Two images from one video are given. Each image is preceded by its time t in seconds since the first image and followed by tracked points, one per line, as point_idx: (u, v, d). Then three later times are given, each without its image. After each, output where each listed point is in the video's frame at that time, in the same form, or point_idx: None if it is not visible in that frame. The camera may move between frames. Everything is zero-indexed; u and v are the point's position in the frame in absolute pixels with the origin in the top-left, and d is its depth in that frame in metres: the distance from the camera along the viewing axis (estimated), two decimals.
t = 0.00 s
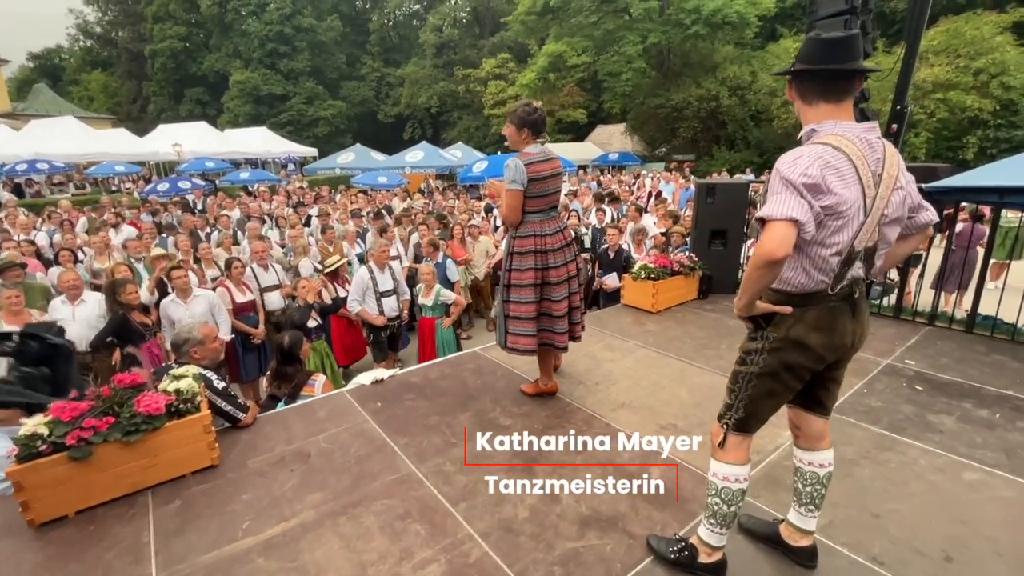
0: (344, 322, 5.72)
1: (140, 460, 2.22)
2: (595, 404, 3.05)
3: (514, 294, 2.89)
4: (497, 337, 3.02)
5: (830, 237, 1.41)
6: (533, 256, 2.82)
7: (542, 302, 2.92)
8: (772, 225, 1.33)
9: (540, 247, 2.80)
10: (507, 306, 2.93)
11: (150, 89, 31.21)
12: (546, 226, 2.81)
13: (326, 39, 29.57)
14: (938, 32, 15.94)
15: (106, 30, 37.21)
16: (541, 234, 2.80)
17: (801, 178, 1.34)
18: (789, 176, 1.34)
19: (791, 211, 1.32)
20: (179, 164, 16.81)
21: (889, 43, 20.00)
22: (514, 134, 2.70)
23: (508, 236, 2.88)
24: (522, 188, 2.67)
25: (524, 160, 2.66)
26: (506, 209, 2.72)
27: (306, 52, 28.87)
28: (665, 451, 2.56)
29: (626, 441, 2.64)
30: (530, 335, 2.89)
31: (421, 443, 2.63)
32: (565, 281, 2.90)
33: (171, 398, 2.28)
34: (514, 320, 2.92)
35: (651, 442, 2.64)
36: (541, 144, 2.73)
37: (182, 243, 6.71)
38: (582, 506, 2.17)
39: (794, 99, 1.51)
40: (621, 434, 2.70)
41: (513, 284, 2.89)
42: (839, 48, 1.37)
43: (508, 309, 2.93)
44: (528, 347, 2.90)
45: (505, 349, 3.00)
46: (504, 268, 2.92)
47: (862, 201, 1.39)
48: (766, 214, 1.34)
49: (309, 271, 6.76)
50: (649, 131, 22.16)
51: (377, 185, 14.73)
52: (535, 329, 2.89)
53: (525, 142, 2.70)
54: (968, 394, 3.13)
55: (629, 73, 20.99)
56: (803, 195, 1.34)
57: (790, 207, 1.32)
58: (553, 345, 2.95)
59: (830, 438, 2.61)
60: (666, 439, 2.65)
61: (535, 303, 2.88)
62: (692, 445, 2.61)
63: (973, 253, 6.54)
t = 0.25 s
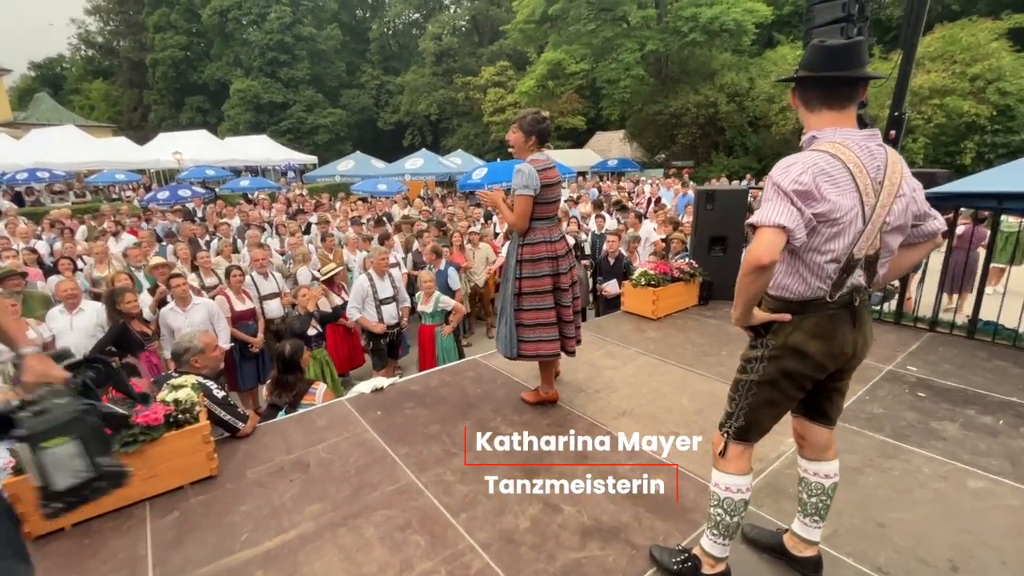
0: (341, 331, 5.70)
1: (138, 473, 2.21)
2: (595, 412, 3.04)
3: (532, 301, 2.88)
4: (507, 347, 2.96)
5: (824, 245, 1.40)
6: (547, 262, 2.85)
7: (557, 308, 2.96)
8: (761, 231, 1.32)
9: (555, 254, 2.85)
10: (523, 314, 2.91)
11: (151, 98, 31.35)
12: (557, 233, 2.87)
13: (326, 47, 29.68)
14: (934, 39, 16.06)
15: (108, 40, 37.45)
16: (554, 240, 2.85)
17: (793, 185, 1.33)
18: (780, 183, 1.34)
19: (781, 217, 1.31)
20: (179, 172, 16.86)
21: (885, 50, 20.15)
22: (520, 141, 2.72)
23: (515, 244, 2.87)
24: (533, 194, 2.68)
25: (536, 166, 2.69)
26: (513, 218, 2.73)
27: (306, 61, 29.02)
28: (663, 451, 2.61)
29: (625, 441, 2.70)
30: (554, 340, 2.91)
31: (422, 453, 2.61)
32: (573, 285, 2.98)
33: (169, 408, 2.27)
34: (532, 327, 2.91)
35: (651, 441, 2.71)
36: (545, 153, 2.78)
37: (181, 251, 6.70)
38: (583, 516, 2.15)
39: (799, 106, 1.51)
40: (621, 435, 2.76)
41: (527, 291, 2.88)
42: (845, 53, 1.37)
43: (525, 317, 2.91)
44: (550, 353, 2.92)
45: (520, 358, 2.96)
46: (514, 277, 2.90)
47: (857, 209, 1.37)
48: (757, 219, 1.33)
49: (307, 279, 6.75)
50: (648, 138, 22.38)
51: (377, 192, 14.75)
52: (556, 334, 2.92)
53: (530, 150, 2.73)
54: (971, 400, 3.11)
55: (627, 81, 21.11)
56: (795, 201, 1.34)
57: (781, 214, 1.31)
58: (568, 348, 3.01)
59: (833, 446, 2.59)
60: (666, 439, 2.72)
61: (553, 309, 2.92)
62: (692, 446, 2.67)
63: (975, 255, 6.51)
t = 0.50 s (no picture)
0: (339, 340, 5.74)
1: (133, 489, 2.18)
2: (594, 423, 3.03)
3: (535, 313, 2.88)
4: (512, 360, 2.93)
5: (818, 265, 1.40)
6: (549, 274, 2.86)
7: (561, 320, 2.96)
8: (753, 252, 1.32)
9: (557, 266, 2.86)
10: (526, 326, 2.90)
11: (151, 103, 31.45)
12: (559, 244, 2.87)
13: (326, 53, 29.69)
14: (930, 44, 16.11)
15: (108, 45, 37.54)
16: (555, 252, 2.85)
17: (785, 207, 1.34)
18: (774, 205, 1.34)
19: (774, 239, 1.31)
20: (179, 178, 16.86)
21: (882, 54, 20.24)
22: (518, 152, 2.69)
23: (515, 256, 2.87)
24: (534, 207, 2.67)
25: (537, 179, 2.68)
26: (509, 230, 2.73)
27: (306, 66, 29.11)
28: (664, 451, 2.73)
29: (627, 442, 2.81)
30: (558, 352, 2.91)
31: (419, 466, 2.60)
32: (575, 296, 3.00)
33: (166, 423, 2.27)
34: (537, 339, 2.90)
35: (653, 441, 2.83)
36: (544, 164, 2.77)
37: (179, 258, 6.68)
38: (581, 531, 2.14)
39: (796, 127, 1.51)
40: (622, 436, 2.86)
41: (529, 304, 2.88)
42: (843, 71, 1.37)
43: (530, 329, 2.90)
44: (556, 364, 2.92)
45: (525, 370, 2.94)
46: (516, 289, 2.89)
47: (851, 230, 1.37)
48: (749, 240, 1.33)
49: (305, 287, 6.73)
50: (648, 142, 22.49)
51: (376, 198, 14.76)
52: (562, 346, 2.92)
53: (529, 162, 2.72)
54: (970, 410, 3.11)
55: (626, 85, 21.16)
56: (787, 223, 1.34)
57: (774, 235, 1.32)
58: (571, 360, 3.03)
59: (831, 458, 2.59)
60: (666, 439, 2.83)
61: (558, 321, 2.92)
62: (691, 446, 2.77)
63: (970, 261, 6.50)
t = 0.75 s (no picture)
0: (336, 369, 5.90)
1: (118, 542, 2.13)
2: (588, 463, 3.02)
3: (522, 356, 2.91)
4: (503, 403, 2.97)
5: (798, 333, 1.47)
6: (536, 316, 2.88)
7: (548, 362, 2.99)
8: (733, 320, 1.41)
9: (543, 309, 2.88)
10: (513, 368, 2.92)
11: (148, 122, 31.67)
12: (544, 287, 2.88)
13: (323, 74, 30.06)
14: (914, 70, 16.50)
15: (107, 65, 37.87)
16: (542, 295, 2.87)
17: (765, 278, 1.41)
18: (753, 276, 1.42)
19: (752, 310, 1.39)
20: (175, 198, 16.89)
21: (870, 79, 20.68)
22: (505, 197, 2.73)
23: (504, 298, 2.90)
24: (518, 252, 2.71)
25: (523, 225, 2.72)
26: (487, 269, 2.69)
27: (303, 86, 29.42)
28: (664, 453, 3.13)
29: (628, 445, 3.22)
30: (545, 395, 2.92)
31: (412, 511, 2.58)
32: (563, 339, 3.00)
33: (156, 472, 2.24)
34: (525, 383, 2.92)
35: (652, 441, 3.28)
36: (533, 206, 2.78)
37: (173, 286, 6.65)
38: None
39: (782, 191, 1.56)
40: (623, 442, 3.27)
41: (517, 346, 2.91)
42: (827, 145, 1.47)
43: (517, 372, 2.93)
44: (543, 408, 2.93)
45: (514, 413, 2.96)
46: (505, 331, 2.93)
47: (829, 299, 1.44)
48: (729, 308, 1.42)
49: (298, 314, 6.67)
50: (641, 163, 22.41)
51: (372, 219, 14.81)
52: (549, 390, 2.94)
53: (518, 205, 2.74)
54: (961, 449, 3.13)
55: (620, 108, 21.49)
56: (766, 292, 1.41)
57: (751, 307, 1.40)
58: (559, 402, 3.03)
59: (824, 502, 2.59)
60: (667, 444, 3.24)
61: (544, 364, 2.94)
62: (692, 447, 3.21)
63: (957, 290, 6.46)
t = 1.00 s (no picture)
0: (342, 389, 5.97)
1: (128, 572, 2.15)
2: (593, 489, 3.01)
3: (513, 381, 2.93)
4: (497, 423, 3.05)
5: (796, 375, 1.55)
6: (527, 344, 2.88)
7: (539, 390, 2.97)
8: (725, 359, 1.51)
9: (533, 337, 2.87)
10: (506, 393, 2.96)
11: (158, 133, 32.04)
12: (537, 316, 2.88)
13: (330, 85, 30.33)
14: (921, 79, 16.44)
15: (118, 76, 38.41)
16: (533, 323, 2.87)
17: (757, 319, 1.50)
18: (747, 316, 1.51)
19: (743, 351, 1.49)
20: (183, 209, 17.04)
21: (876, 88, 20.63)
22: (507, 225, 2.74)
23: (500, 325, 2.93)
24: (514, 283, 2.73)
25: (515, 255, 2.71)
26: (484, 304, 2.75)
27: (310, 97, 29.69)
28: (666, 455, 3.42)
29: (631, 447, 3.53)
30: (533, 423, 2.92)
31: (417, 540, 2.57)
32: (560, 368, 2.97)
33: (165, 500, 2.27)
34: (515, 408, 2.95)
35: (652, 441, 3.60)
36: (532, 237, 2.75)
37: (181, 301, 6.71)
38: None
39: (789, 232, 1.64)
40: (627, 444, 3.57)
41: (510, 372, 2.94)
42: (833, 188, 1.53)
43: (509, 396, 2.96)
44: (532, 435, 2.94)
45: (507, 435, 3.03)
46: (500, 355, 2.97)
47: (825, 343, 1.50)
48: (723, 348, 1.52)
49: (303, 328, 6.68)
50: (645, 171, 22.72)
51: (378, 231, 14.87)
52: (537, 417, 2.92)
53: (518, 232, 2.75)
54: (971, 475, 3.09)
55: (624, 117, 21.53)
56: (758, 333, 1.50)
57: (743, 346, 1.49)
58: (552, 431, 2.99)
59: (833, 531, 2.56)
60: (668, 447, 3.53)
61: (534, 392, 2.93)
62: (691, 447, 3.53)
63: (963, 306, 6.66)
